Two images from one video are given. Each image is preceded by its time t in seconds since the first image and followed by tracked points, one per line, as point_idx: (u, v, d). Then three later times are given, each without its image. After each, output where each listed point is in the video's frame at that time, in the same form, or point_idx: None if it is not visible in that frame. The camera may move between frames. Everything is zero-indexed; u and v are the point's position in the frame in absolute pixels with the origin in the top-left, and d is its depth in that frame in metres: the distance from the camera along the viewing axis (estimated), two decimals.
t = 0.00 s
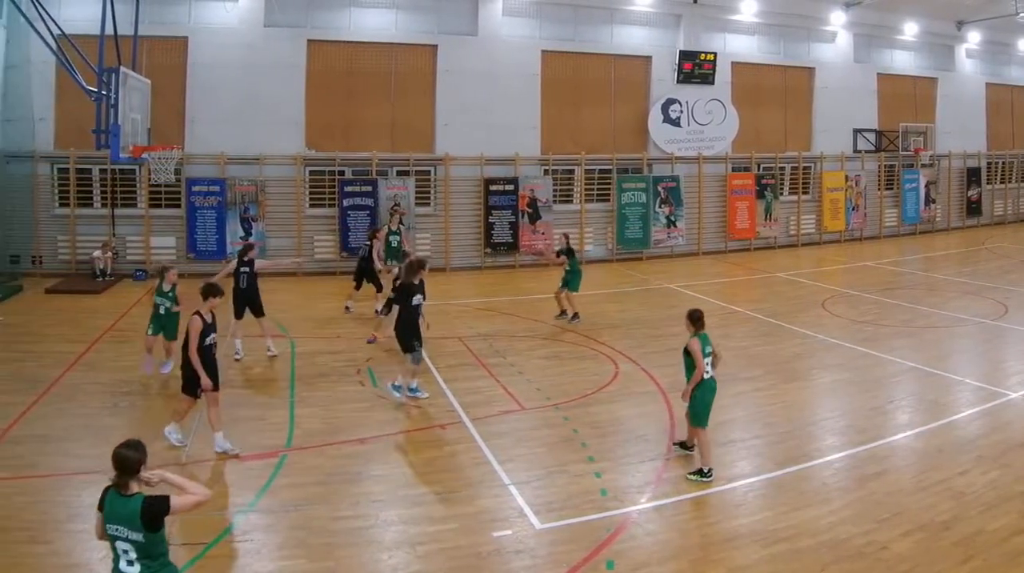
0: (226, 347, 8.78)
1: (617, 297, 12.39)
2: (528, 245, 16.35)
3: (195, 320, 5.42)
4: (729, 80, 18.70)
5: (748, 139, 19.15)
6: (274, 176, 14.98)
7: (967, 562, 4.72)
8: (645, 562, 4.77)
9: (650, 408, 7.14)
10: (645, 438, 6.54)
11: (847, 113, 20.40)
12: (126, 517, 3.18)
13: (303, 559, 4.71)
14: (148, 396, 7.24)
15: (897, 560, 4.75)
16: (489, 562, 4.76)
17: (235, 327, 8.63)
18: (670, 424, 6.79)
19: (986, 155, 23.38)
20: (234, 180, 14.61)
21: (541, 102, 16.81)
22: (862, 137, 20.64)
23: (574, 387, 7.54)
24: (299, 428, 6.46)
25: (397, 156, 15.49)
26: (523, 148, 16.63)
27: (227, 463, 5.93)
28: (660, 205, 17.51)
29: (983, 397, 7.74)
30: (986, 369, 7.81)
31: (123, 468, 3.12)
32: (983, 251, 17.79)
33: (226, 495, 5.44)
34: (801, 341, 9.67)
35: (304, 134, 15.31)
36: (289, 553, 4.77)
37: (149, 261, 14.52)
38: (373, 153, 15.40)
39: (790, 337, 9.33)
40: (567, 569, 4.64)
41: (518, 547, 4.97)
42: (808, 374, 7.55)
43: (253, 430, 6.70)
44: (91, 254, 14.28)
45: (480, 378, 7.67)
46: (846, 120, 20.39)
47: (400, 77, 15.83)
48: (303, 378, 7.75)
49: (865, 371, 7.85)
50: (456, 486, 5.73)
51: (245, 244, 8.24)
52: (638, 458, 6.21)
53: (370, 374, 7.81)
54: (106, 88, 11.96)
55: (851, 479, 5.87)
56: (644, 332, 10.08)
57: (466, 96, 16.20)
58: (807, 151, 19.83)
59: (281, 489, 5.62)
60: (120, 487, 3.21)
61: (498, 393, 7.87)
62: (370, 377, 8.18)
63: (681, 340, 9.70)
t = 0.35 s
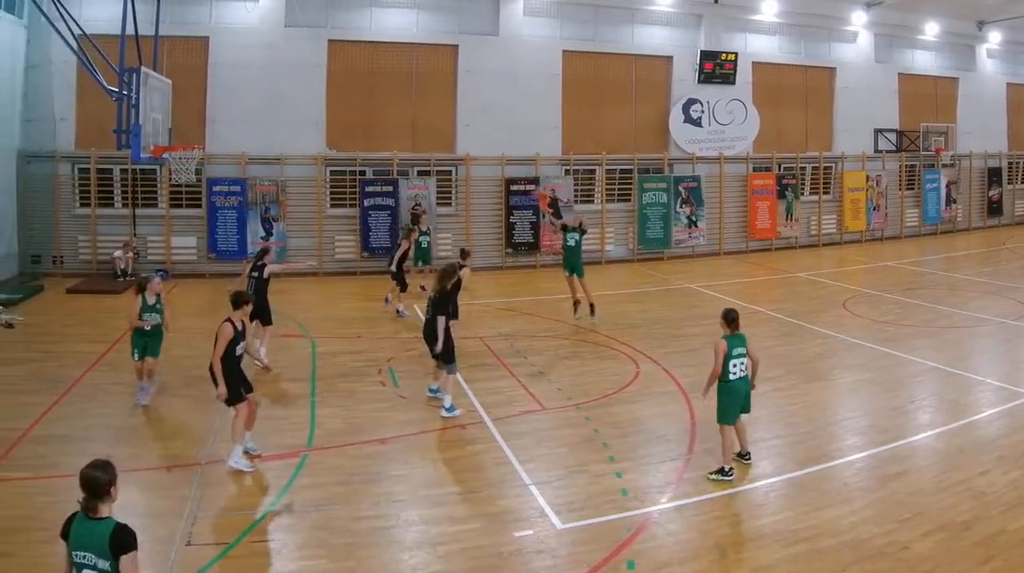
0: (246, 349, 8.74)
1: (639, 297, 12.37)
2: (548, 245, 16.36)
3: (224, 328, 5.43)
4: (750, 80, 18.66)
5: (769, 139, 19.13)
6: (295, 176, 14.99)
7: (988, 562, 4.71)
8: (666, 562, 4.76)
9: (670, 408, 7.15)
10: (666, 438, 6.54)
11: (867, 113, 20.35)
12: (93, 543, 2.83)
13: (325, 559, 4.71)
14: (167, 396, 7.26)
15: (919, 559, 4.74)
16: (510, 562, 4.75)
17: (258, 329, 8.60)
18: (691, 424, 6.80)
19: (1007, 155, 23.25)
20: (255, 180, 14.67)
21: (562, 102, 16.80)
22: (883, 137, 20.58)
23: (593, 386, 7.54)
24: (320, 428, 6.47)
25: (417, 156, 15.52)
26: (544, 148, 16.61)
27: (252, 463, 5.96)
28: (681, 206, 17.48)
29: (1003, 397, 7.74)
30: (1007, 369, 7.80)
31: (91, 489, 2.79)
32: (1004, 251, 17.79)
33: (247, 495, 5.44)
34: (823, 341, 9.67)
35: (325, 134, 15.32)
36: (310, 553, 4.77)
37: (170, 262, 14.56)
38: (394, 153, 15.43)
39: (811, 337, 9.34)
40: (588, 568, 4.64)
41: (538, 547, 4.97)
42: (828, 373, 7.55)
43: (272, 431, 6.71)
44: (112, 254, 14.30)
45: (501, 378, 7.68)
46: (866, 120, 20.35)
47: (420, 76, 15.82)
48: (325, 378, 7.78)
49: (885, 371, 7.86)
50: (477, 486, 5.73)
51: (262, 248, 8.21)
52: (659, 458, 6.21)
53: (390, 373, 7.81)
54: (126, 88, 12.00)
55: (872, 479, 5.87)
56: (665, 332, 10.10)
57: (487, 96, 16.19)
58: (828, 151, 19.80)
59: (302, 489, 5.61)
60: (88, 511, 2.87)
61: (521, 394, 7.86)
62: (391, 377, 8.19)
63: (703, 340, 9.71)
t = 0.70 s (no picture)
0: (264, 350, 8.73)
1: (659, 296, 12.38)
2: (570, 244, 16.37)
3: (255, 329, 5.56)
4: (771, 80, 18.65)
5: (791, 138, 19.13)
6: (316, 176, 15.00)
7: (1009, 562, 4.71)
8: (687, 562, 4.76)
9: (692, 407, 7.16)
10: (687, 438, 6.55)
11: (888, 113, 20.32)
12: (104, 552, 2.67)
13: (345, 559, 4.70)
14: (187, 395, 7.27)
15: (940, 560, 4.74)
16: (532, 562, 4.75)
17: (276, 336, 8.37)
18: (713, 424, 6.80)
19: None
20: (277, 180, 14.68)
21: (584, 103, 16.79)
22: (904, 137, 20.55)
23: (613, 386, 7.53)
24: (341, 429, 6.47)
25: (439, 155, 15.49)
26: (565, 148, 16.61)
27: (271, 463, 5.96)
28: (702, 206, 17.48)
29: None
30: None
31: (100, 496, 2.63)
32: None
33: (266, 495, 5.44)
34: (843, 341, 9.68)
35: (345, 136, 15.32)
36: (331, 553, 4.76)
37: (191, 262, 14.59)
38: (415, 153, 15.40)
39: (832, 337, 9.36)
40: (609, 568, 4.64)
41: (560, 547, 4.96)
42: (850, 373, 7.55)
43: (291, 430, 6.71)
44: (133, 254, 14.34)
45: (522, 378, 7.68)
46: (887, 120, 20.32)
47: (442, 76, 15.83)
48: (345, 378, 7.79)
49: (906, 371, 7.86)
50: (498, 486, 5.73)
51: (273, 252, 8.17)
52: (680, 458, 6.21)
53: (410, 373, 7.82)
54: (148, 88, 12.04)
55: (892, 479, 5.87)
56: (686, 332, 10.12)
57: (508, 96, 16.19)
58: (849, 151, 19.80)
59: (323, 489, 5.61)
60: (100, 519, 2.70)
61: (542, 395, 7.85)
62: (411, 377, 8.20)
63: (724, 340, 9.72)
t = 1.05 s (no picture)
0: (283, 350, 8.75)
1: (680, 297, 12.37)
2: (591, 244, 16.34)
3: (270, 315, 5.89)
4: (792, 80, 18.63)
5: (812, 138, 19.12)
6: (337, 176, 15.03)
7: None
8: (708, 562, 4.75)
9: (713, 408, 7.17)
10: (707, 438, 6.55)
11: (909, 114, 20.27)
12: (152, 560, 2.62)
13: (365, 559, 4.69)
14: (206, 395, 7.29)
15: (960, 560, 4.73)
16: (553, 562, 4.74)
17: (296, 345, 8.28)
18: (734, 424, 6.81)
19: None
20: (298, 180, 14.70)
21: (605, 103, 16.77)
22: (925, 137, 20.51)
23: (633, 385, 7.55)
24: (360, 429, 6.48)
25: (460, 156, 15.57)
26: (586, 148, 16.61)
27: (292, 462, 5.97)
28: (723, 205, 17.49)
29: None
30: None
31: (152, 504, 2.57)
32: None
33: (287, 495, 5.43)
34: (864, 341, 9.69)
35: (365, 137, 15.31)
36: (351, 553, 4.76)
37: (213, 262, 14.60)
38: (436, 153, 15.49)
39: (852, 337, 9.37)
40: (629, 569, 4.63)
41: (580, 547, 4.95)
42: (871, 373, 7.56)
43: (311, 430, 6.71)
44: (154, 254, 14.37)
45: (543, 378, 7.68)
46: (908, 120, 20.27)
47: (464, 76, 15.82)
48: (366, 378, 7.81)
49: (927, 371, 7.87)
50: (519, 486, 5.72)
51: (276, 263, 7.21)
52: (701, 458, 6.22)
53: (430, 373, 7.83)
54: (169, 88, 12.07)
55: (913, 479, 5.87)
56: (707, 332, 10.13)
57: (528, 96, 16.17)
58: (870, 151, 19.78)
59: (343, 489, 5.61)
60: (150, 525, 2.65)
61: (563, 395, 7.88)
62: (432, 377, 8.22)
63: (744, 341, 9.74)
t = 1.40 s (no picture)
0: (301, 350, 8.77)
1: (700, 297, 12.36)
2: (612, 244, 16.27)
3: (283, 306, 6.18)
4: (812, 79, 18.64)
5: (832, 138, 19.13)
6: (357, 176, 15.03)
7: None
8: (728, 562, 4.74)
9: (734, 408, 7.18)
10: (728, 438, 6.56)
11: (929, 114, 20.25)
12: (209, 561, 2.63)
13: (386, 559, 4.69)
14: (224, 394, 7.30)
15: (982, 560, 4.72)
16: (575, 562, 4.73)
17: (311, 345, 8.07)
18: (755, 424, 6.81)
19: None
20: (318, 180, 14.70)
21: (625, 103, 16.79)
22: (946, 137, 20.49)
23: (654, 385, 7.55)
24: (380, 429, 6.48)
25: (480, 156, 15.45)
26: (606, 147, 16.62)
27: (312, 462, 5.98)
28: (745, 206, 17.37)
29: None
30: None
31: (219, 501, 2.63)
32: None
33: (307, 495, 5.43)
34: (884, 341, 9.70)
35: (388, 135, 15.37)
36: (371, 553, 4.75)
37: (233, 262, 14.59)
38: (456, 153, 15.38)
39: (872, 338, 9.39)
40: (650, 568, 4.62)
41: (601, 547, 4.95)
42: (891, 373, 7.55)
43: (330, 430, 6.72)
44: (175, 255, 14.37)
45: (563, 377, 7.68)
46: (928, 120, 20.25)
47: (485, 76, 15.84)
48: (386, 378, 7.82)
49: (950, 371, 7.87)
50: (540, 486, 5.71)
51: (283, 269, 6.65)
52: (722, 458, 6.22)
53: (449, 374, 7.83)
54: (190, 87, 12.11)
55: (935, 479, 5.86)
56: (728, 332, 10.15)
57: (549, 96, 16.19)
58: (891, 150, 19.75)
59: (363, 489, 5.60)
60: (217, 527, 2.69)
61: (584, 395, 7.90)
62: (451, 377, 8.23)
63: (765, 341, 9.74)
